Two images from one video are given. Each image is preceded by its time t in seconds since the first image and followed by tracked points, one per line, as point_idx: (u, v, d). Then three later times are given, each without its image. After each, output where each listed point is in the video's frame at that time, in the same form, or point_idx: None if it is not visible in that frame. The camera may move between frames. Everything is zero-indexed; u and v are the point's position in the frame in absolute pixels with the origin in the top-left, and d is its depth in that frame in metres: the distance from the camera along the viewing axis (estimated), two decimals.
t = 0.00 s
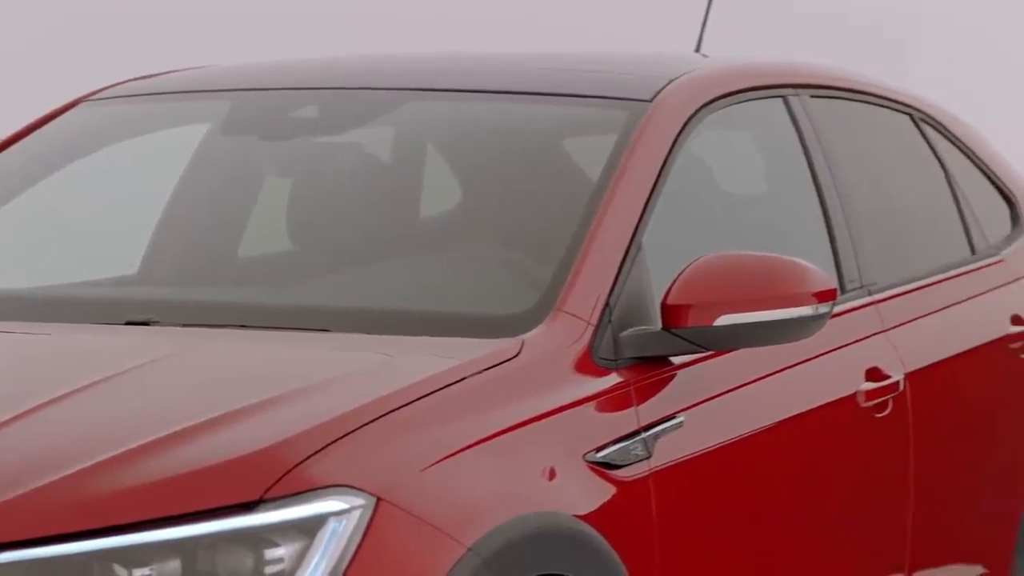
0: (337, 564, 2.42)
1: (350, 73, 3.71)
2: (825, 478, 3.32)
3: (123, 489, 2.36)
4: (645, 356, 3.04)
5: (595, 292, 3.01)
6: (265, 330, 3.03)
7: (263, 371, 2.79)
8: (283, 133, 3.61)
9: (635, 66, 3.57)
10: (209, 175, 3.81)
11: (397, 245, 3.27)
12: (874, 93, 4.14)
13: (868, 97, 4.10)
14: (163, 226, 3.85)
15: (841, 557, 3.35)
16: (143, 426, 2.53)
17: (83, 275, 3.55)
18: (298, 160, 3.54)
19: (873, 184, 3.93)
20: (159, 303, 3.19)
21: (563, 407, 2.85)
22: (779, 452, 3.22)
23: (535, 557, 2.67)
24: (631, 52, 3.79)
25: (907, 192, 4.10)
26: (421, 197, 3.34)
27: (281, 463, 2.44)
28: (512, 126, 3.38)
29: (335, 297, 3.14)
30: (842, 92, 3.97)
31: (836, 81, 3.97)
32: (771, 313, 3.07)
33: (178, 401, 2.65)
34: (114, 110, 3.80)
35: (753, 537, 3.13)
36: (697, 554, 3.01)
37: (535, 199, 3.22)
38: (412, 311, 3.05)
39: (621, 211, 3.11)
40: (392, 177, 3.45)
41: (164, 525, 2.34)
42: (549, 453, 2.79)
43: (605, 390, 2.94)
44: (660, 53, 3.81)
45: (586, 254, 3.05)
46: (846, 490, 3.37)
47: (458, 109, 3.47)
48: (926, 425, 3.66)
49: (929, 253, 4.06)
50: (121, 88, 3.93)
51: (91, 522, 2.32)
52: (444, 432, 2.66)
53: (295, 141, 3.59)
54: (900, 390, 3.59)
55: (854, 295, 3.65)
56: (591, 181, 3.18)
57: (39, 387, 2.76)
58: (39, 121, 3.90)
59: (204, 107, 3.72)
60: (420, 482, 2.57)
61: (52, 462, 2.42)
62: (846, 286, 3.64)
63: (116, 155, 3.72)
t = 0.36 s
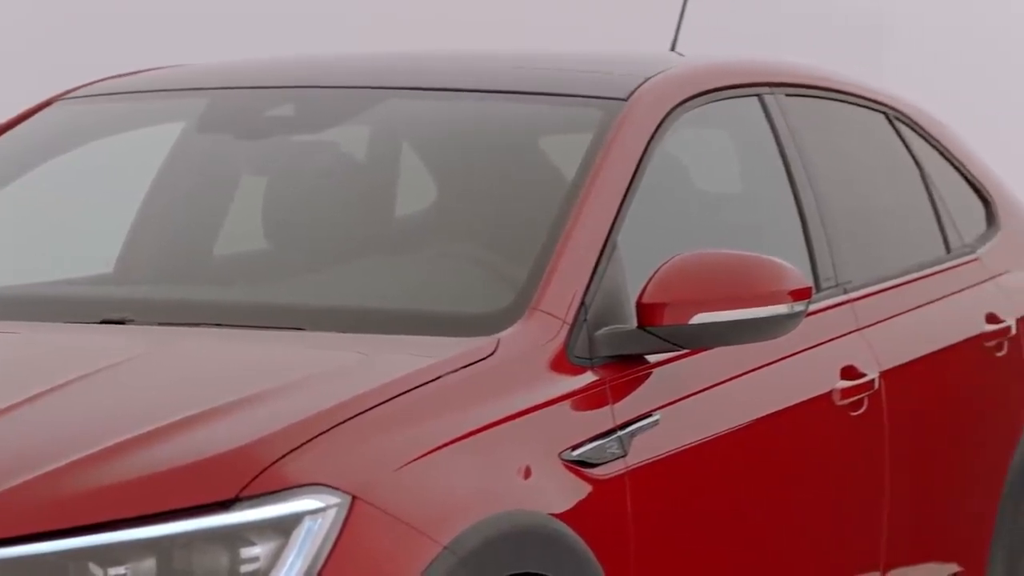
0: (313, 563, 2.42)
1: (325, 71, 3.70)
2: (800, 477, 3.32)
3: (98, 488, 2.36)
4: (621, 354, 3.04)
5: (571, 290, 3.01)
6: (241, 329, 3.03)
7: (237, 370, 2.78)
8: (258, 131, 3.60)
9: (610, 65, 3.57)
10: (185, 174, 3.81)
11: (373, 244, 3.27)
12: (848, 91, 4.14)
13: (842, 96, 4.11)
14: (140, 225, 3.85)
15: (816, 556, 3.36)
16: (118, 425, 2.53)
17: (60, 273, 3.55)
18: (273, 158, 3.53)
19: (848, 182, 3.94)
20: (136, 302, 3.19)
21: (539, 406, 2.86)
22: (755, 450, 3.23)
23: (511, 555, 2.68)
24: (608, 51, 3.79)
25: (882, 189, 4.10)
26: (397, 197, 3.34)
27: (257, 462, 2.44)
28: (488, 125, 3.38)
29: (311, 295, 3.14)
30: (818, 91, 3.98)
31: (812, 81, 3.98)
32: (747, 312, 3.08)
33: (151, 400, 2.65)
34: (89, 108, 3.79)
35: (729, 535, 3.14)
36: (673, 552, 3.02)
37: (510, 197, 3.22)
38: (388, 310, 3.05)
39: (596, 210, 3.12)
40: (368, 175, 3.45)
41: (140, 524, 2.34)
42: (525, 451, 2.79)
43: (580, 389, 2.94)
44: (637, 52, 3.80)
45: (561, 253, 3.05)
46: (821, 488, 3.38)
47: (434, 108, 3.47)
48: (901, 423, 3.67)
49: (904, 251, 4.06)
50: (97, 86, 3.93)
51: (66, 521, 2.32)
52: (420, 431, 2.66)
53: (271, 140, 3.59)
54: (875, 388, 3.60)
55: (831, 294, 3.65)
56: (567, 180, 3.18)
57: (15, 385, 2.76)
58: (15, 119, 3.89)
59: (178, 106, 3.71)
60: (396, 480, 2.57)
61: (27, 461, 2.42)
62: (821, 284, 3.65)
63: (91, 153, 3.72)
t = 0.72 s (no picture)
0: (290, 560, 2.43)
1: (302, 67, 3.70)
2: (777, 474, 3.33)
3: (75, 485, 2.35)
4: (598, 351, 3.04)
5: (548, 287, 3.01)
6: (219, 326, 3.03)
7: (213, 367, 2.78)
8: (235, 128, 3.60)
9: (587, 62, 3.57)
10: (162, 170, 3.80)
11: (350, 240, 3.27)
12: (825, 87, 4.15)
13: (819, 92, 4.11)
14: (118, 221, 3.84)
15: (794, 553, 3.37)
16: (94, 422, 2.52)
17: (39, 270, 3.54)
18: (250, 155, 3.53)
19: (825, 178, 3.94)
20: (114, 299, 3.19)
21: (517, 402, 2.86)
22: (732, 447, 3.23)
23: (488, 552, 2.68)
24: (587, 48, 3.80)
25: (859, 186, 4.11)
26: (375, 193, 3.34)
27: (234, 458, 2.44)
28: (465, 122, 3.38)
29: (289, 292, 3.14)
30: (796, 88, 3.99)
31: (790, 77, 3.98)
32: (723, 308, 3.08)
33: (127, 397, 2.65)
34: (66, 105, 3.79)
35: (707, 532, 3.14)
36: (652, 549, 3.02)
37: (487, 194, 3.22)
38: (366, 307, 3.04)
39: (574, 207, 3.12)
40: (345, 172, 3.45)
41: (117, 521, 2.34)
42: (502, 448, 2.79)
43: (558, 386, 2.94)
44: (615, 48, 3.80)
45: (539, 250, 3.05)
46: (799, 485, 3.38)
47: (411, 104, 3.47)
48: (878, 420, 3.68)
49: (882, 248, 4.06)
50: (73, 82, 3.92)
51: (43, 517, 2.32)
52: (397, 428, 2.66)
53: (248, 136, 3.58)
54: (852, 385, 3.60)
55: (809, 290, 3.66)
56: (544, 177, 3.18)
57: None
58: None
59: (155, 102, 3.71)
60: (373, 477, 2.57)
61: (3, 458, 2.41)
62: (799, 281, 3.65)
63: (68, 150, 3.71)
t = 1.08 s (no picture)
0: (271, 555, 2.43)
1: (281, 63, 3.70)
2: (756, 469, 3.33)
3: (56, 480, 2.36)
4: (578, 347, 3.04)
5: (528, 283, 3.02)
6: (200, 322, 3.03)
7: (193, 363, 2.78)
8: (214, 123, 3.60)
9: (566, 58, 3.57)
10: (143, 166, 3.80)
11: (330, 236, 3.27)
12: (805, 82, 4.16)
13: (799, 87, 4.12)
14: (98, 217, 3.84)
15: (773, 548, 3.37)
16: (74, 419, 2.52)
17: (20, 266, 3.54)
18: (230, 150, 3.53)
19: (805, 173, 3.95)
20: (95, 295, 3.19)
21: (496, 398, 2.86)
22: (712, 443, 3.23)
23: (467, 548, 2.68)
24: (566, 44, 3.79)
25: (839, 181, 4.12)
26: (355, 189, 3.34)
27: (214, 454, 2.44)
28: (445, 118, 3.38)
29: (270, 288, 3.14)
30: (775, 83, 3.99)
31: (769, 74, 3.99)
32: (705, 304, 3.08)
33: (106, 393, 2.64)
34: (45, 101, 3.78)
35: (687, 528, 3.15)
36: (633, 545, 3.02)
37: (468, 190, 3.22)
38: (345, 304, 3.05)
39: (553, 203, 3.12)
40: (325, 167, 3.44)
41: (97, 517, 2.34)
42: (482, 444, 2.80)
43: (538, 381, 2.95)
44: (595, 44, 3.80)
45: (519, 246, 3.06)
46: (779, 480, 3.39)
47: (390, 100, 3.47)
48: (858, 415, 3.68)
49: (862, 242, 4.07)
50: (53, 79, 3.92)
51: (23, 514, 2.32)
52: (377, 424, 2.66)
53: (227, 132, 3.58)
54: (832, 379, 3.61)
55: (789, 285, 3.66)
56: (523, 173, 3.18)
57: None
58: None
59: (135, 98, 3.70)
60: (354, 473, 2.57)
61: None
62: (779, 276, 3.65)
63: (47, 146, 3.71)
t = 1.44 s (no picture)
0: (251, 549, 2.44)
1: (261, 57, 3.70)
2: (737, 462, 3.34)
3: (37, 473, 2.35)
4: (558, 340, 3.04)
5: (508, 277, 3.02)
6: (180, 315, 3.02)
7: (173, 355, 2.78)
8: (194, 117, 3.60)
9: (545, 52, 3.58)
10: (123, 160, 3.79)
11: (309, 228, 3.27)
12: (785, 76, 4.17)
13: (779, 81, 4.13)
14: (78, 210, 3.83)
15: (752, 541, 3.38)
16: (54, 411, 2.51)
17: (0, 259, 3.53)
18: (210, 142, 3.53)
19: (785, 167, 3.95)
20: (75, 288, 3.19)
21: (477, 391, 2.86)
22: (692, 436, 3.23)
23: (448, 540, 2.68)
24: (546, 37, 3.80)
25: (819, 174, 4.12)
26: (335, 182, 3.35)
27: (194, 447, 2.44)
28: (424, 111, 3.39)
29: (251, 282, 3.14)
30: (755, 77, 4.00)
31: (749, 68, 4.00)
32: (685, 297, 3.08)
33: (85, 384, 2.64)
34: (25, 94, 3.78)
35: (667, 521, 3.15)
36: (613, 538, 3.02)
37: (447, 183, 3.23)
38: (325, 297, 3.04)
39: (533, 196, 3.13)
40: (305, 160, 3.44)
41: (76, 510, 2.34)
42: (462, 437, 2.80)
43: (518, 374, 2.95)
44: (575, 38, 3.81)
45: (498, 240, 3.06)
46: (759, 474, 3.39)
47: (370, 94, 3.48)
48: (839, 408, 3.69)
49: (843, 236, 4.08)
50: (32, 72, 3.91)
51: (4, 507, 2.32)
52: (357, 416, 2.66)
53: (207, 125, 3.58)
54: (812, 373, 3.62)
55: (768, 279, 3.67)
56: (503, 167, 3.19)
57: None
58: None
59: (115, 92, 3.70)
60: (335, 465, 2.57)
61: None
62: (759, 270, 3.66)
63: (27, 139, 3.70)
